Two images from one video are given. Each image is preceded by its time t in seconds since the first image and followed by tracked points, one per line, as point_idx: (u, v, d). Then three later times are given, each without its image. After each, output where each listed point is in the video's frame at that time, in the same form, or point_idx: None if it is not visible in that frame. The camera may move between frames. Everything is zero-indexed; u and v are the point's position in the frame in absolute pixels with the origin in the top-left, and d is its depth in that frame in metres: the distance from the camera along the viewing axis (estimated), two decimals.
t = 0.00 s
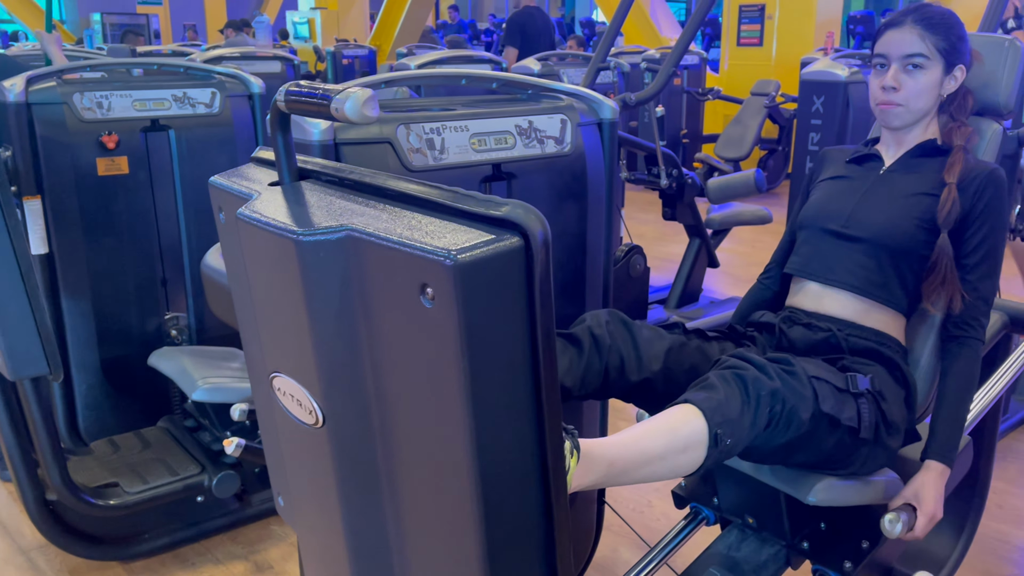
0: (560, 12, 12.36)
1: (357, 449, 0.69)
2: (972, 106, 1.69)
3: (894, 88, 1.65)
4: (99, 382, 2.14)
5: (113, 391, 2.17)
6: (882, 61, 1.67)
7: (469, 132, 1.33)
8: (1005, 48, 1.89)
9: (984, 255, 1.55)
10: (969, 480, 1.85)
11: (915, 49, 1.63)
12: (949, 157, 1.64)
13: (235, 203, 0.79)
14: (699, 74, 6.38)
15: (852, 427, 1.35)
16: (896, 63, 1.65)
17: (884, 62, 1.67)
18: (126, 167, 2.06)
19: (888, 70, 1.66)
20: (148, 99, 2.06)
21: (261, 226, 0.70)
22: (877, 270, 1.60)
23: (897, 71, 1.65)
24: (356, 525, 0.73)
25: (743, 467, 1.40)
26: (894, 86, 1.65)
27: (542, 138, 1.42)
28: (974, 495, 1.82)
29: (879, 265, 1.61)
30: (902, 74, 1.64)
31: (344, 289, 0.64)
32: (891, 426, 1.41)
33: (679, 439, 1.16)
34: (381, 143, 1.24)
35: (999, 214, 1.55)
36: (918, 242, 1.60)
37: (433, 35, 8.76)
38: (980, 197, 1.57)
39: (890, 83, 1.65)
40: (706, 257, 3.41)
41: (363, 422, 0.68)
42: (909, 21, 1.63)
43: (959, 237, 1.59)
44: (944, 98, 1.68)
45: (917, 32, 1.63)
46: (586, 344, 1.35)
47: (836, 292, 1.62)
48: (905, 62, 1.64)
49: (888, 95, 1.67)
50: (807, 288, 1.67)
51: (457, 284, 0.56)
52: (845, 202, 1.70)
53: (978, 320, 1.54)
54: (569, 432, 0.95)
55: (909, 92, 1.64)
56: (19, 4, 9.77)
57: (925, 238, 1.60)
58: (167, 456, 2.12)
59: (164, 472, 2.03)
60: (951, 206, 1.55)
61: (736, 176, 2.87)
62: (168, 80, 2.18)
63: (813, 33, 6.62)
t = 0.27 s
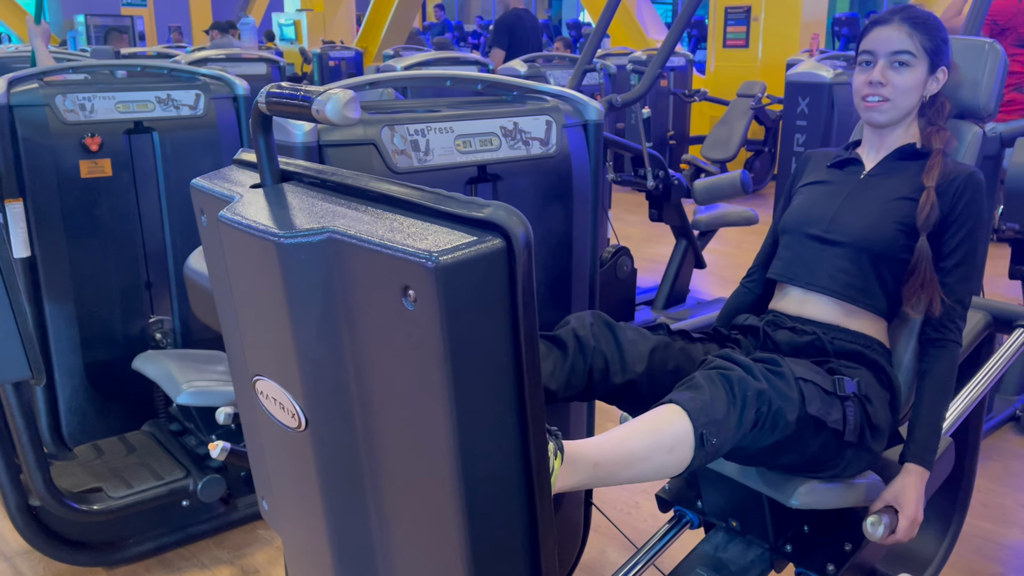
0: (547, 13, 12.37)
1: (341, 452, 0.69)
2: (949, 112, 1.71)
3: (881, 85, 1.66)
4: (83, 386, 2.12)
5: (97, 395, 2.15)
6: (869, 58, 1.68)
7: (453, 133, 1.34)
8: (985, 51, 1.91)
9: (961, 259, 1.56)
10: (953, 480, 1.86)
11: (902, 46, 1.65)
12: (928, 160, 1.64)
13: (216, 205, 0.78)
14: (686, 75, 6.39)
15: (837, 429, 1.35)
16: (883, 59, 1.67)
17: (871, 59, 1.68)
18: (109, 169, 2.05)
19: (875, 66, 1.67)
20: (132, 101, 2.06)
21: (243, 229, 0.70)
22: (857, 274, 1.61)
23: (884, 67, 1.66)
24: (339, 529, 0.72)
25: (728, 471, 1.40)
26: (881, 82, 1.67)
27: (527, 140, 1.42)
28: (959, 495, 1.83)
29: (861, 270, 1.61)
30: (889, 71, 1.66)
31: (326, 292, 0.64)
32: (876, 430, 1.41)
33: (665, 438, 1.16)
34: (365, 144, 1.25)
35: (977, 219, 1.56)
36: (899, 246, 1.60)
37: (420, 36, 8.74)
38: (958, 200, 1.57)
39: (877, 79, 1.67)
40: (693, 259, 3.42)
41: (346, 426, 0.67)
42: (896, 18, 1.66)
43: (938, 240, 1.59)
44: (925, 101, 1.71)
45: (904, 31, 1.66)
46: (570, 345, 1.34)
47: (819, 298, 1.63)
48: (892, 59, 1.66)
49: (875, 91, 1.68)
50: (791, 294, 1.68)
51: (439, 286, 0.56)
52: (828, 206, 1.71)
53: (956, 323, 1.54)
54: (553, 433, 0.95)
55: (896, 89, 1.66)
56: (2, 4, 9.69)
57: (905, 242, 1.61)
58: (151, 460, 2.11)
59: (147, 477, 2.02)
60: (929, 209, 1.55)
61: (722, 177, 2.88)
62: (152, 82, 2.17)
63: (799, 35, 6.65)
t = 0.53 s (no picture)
0: (532, 15, 12.39)
1: (324, 453, 0.68)
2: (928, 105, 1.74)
3: (861, 88, 1.68)
4: (65, 390, 2.11)
5: (79, 399, 2.13)
6: (847, 62, 1.70)
7: (436, 133, 1.34)
8: (965, 49, 1.92)
9: (953, 256, 1.60)
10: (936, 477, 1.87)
11: (879, 49, 1.66)
12: (911, 158, 1.67)
13: (197, 206, 0.78)
14: (670, 76, 6.41)
15: (814, 434, 1.35)
16: (862, 63, 1.68)
17: (849, 62, 1.70)
18: (90, 172, 2.03)
19: (854, 70, 1.69)
20: (113, 103, 2.04)
21: (222, 230, 0.69)
22: (843, 271, 1.62)
23: (863, 71, 1.68)
24: (323, 530, 0.72)
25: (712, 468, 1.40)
26: (861, 86, 1.68)
27: (511, 140, 1.42)
28: (942, 492, 1.84)
29: (847, 268, 1.62)
30: (868, 74, 1.67)
31: (306, 292, 0.64)
32: (857, 428, 1.42)
33: (640, 446, 1.18)
34: (347, 145, 1.25)
35: (964, 218, 1.61)
36: (884, 244, 1.63)
37: (405, 37, 8.73)
38: (943, 198, 1.61)
39: (857, 83, 1.68)
40: (677, 258, 3.43)
41: (328, 426, 0.67)
42: (873, 21, 1.67)
43: (929, 238, 1.63)
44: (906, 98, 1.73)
45: (881, 33, 1.67)
46: (554, 364, 1.35)
47: (803, 294, 1.63)
48: (870, 62, 1.67)
49: (856, 95, 1.69)
50: (775, 289, 1.68)
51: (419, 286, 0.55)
52: (813, 204, 1.71)
53: (958, 314, 1.60)
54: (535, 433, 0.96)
55: (877, 91, 1.67)
56: None
57: (890, 240, 1.63)
58: (134, 464, 2.10)
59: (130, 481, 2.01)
60: (917, 208, 1.59)
61: (707, 177, 2.89)
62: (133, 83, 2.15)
63: (782, 35, 6.69)
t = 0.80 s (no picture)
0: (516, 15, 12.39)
1: (305, 457, 0.68)
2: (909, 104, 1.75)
3: (843, 89, 1.70)
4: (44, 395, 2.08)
5: (59, 403, 2.11)
6: (829, 63, 1.72)
7: (419, 133, 1.34)
8: (945, 50, 1.94)
9: (943, 252, 1.60)
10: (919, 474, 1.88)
11: (860, 51, 1.69)
12: (890, 158, 1.67)
13: (174, 207, 0.77)
14: (654, 76, 6.43)
15: (803, 430, 1.36)
16: (843, 64, 1.70)
17: (830, 63, 1.72)
18: (69, 174, 2.01)
19: (835, 71, 1.71)
20: (91, 104, 2.02)
21: (201, 231, 0.68)
22: (825, 272, 1.62)
23: (844, 73, 1.70)
24: (304, 534, 0.71)
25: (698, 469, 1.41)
26: (842, 87, 1.70)
27: (494, 140, 1.43)
28: (925, 489, 1.85)
29: (829, 268, 1.62)
30: (849, 75, 1.70)
31: (285, 294, 0.63)
32: (842, 430, 1.42)
33: (632, 440, 1.15)
34: (328, 145, 1.24)
35: (949, 213, 1.61)
36: (864, 244, 1.62)
37: (388, 38, 8.71)
38: (922, 197, 1.62)
39: (838, 84, 1.70)
40: (662, 258, 3.44)
41: (309, 430, 0.66)
42: (854, 23, 1.69)
43: (916, 236, 1.63)
44: (886, 99, 1.75)
45: (862, 35, 1.69)
46: (538, 348, 1.35)
47: (784, 292, 1.64)
48: (851, 64, 1.70)
49: (837, 96, 1.71)
50: (757, 289, 1.68)
51: (400, 287, 0.55)
52: (795, 204, 1.72)
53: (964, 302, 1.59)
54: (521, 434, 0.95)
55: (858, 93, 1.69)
56: None
57: (871, 240, 1.63)
58: (116, 469, 2.09)
59: (111, 487, 2.01)
60: (896, 208, 1.59)
61: (690, 177, 2.89)
62: (111, 84, 2.13)
63: (764, 36, 6.72)
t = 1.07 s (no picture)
0: (501, 16, 12.39)
1: (289, 461, 0.67)
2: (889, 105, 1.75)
3: (823, 91, 1.69)
4: (26, 400, 2.07)
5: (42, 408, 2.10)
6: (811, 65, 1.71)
7: (403, 135, 1.33)
8: (925, 51, 1.95)
9: (931, 251, 1.61)
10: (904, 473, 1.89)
11: (841, 53, 1.68)
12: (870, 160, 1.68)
13: (156, 211, 0.76)
14: (638, 77, 6.44)
15: (790, 425, 1.37)
16: (825, 66, 1.69)
17: (812, 66, 1.72)
18: (50, 177, 2.00)
19: (817, 73, 1.70)
20: (72, 107, 2.00)
21: (183, 235, 0.68)
22: (810, 274, 1.63)
23: (826, 75, 1.69)
24: (288, 539, 0.71)
25: (684, 469, 1.44)
26: (824, 90, 1.70)
27: (478, 142, 1.42)
28: (909, 487, 1.87)
29: (812, 269, 1.63)
30: (830, 77, 1.69)
31: (268, 298, 0.63)
32: (825, 429, 1.42)
33: (621, 435, 1.14)
34: (312, 147, 1.24)
35: (933, 212, 1.62)
36: (847, 244, 1.64)
37: (373, 39, 8.70)
38: (905, 198, 1.63)
39: (819, 87, 1.70)
40: (648, 258, 3.45)
41: (293, 435, 0.66)
42: (835, 25, 1.68)
43: (902, 236, 1.65)
44: (868, 101, 1.74)
45: (843, 37, 1.68)
46: (522, 342, 1.34)
47: (767, 295, 1.64)
48: (833, 66, 1.69)
49: (819, 98, 1.71)
50: (740, 290, 1.69)
51: (384, 290, 0.54)
52: (779, 204, 1.73)
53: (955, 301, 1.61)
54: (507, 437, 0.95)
55: (840, 96, 1.69)
56: None
57: (854, 241, 1.64)
58: (100, 474, 2.06)
59: (95, 492, 1.98)
60: (877, 211, 1.60)
61: (675, 177, 2.90)
62: (92, 87, 2.11)
63: (747, 36, 6.75)
